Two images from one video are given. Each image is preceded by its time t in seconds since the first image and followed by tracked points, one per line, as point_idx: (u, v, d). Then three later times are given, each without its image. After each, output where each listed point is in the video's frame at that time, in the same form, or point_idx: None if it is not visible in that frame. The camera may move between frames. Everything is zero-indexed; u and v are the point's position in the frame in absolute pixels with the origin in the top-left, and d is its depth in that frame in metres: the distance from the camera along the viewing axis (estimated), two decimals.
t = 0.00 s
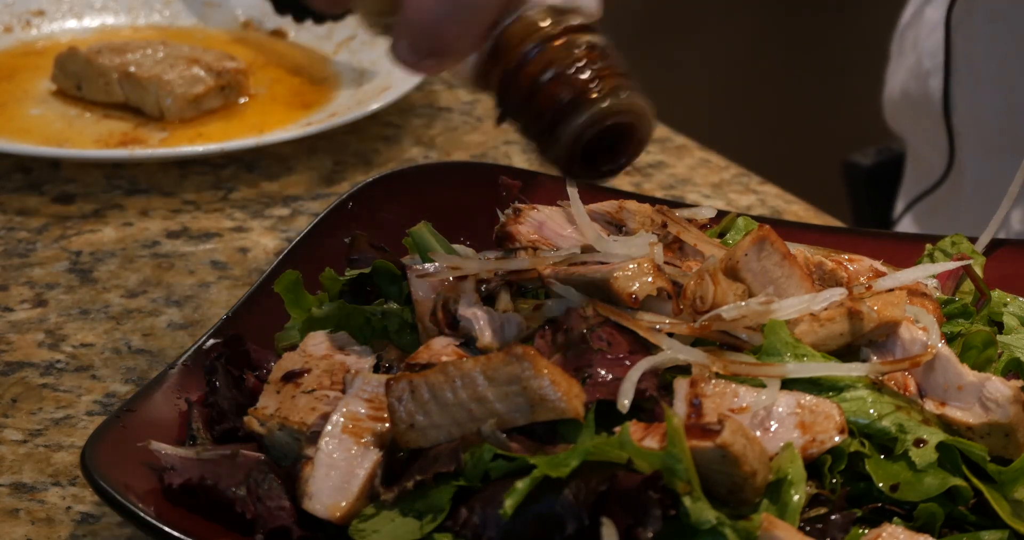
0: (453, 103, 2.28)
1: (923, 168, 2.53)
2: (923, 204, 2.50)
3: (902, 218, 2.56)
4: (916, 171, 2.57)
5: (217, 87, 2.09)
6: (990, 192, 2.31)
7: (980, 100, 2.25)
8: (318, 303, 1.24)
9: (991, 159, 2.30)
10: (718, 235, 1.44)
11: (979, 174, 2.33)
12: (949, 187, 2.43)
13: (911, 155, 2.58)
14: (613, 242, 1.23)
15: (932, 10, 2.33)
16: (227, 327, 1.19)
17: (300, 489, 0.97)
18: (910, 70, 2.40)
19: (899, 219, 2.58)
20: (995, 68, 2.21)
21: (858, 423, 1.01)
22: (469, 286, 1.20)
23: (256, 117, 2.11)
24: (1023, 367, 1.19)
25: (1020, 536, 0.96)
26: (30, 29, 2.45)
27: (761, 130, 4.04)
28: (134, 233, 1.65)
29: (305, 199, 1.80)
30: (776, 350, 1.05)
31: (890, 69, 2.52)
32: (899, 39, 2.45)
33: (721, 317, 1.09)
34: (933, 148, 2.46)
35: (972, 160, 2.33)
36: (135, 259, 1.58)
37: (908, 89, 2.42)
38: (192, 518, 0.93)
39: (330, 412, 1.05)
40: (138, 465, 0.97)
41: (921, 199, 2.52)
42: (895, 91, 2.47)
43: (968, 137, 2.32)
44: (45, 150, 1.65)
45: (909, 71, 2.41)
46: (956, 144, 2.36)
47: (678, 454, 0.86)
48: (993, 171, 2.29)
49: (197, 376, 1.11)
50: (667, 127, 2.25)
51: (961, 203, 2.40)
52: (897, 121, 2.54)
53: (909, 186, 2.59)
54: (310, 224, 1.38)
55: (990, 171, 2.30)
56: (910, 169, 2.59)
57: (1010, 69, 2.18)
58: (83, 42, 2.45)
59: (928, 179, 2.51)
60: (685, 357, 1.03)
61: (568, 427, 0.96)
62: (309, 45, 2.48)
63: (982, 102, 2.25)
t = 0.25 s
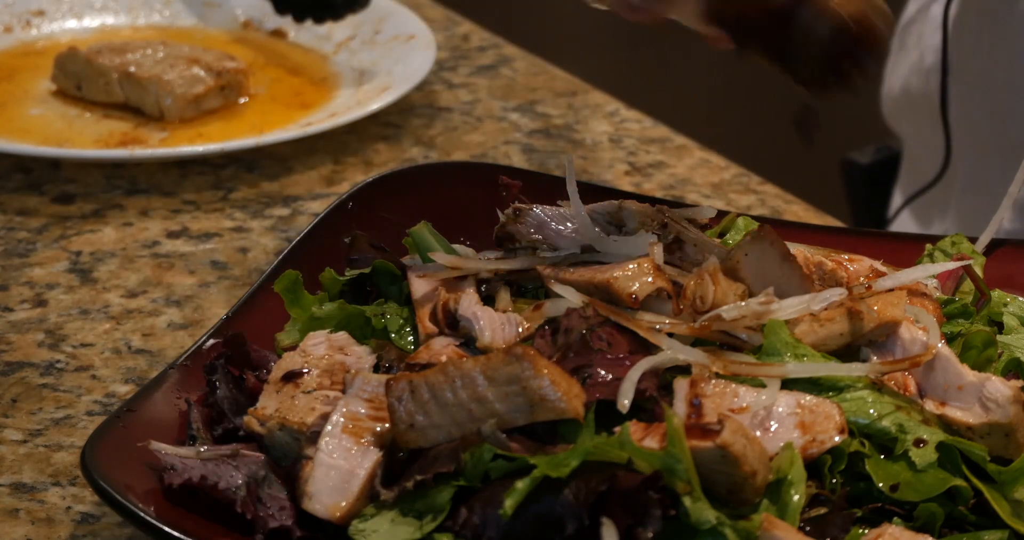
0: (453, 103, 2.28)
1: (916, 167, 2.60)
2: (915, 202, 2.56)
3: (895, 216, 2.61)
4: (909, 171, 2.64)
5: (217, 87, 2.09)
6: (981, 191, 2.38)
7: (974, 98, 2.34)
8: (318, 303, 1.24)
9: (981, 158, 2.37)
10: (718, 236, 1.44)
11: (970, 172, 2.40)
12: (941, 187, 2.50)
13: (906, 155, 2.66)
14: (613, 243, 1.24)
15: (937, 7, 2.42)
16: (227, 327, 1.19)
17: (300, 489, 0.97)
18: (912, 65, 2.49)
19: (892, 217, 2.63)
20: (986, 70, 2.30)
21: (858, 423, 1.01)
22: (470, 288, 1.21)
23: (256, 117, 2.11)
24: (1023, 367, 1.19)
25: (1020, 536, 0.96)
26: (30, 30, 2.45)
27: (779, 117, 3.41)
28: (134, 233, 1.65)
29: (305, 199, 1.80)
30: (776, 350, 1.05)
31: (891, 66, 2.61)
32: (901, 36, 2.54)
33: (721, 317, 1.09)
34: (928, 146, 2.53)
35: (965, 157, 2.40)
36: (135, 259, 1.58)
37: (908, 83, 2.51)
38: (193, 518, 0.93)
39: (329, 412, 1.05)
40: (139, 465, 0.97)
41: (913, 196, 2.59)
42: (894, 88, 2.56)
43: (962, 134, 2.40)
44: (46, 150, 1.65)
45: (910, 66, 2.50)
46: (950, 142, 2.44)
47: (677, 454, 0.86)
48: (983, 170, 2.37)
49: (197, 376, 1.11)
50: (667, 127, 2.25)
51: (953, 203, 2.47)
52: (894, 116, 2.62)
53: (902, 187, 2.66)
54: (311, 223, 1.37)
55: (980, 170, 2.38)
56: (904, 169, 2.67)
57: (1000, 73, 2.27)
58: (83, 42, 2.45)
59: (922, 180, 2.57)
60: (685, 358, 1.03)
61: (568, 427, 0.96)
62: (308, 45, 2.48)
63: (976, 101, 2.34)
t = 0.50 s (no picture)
0: (453, 103, 2.28)
1: (916, 166, 2.71)
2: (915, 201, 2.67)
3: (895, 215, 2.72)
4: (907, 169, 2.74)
5: (217, 87, 2.09)
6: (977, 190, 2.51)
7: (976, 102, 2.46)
8: (318, 303, 1.24)
9: (985, 158, 2.49)
10: (718, 236, 1.44)
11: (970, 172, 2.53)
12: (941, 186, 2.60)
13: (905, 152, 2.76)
14: (613, 243, 1.24)
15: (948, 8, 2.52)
16: (227, 327, 1.19)
17: (300, 490, 0.97)
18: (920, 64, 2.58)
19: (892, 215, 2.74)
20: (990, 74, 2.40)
21: (858, 423, 1.01)
22: (470, 288, 1.21)
23: (256, 117, 2.11)
24: (1023, 367, 1.19)
25: (1019, 536, 0.96)
26: (30, 29, 2.45)
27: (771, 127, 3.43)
28: (134, 233, 1.65)
29: (305, 199, 1.80)
30: (776, 350, 1.05)
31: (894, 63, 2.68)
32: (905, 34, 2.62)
33: (721, 317, 1.09)
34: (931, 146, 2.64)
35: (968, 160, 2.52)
36: (135, 259, 1.58)
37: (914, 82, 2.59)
38: (193, 518, 0.93)
39: (329, 412, 1.05)
40: (139, 465, 0.97)
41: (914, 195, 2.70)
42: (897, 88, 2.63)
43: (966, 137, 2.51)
44: (46, 150, 1.65)
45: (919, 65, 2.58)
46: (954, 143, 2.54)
47: (678, 454, 0.87)
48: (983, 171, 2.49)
49: (196, 376, 1.11)
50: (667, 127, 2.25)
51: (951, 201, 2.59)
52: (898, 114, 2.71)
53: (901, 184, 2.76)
54: (311, 224, 1.37)
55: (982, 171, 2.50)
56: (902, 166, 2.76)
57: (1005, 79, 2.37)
58: (83, 42, 2.45)
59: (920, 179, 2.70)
60: (685, 357, 1.03)
61: (568, 427, 0.96)
62: (308, 45, 2.48)
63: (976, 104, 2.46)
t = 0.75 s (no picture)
0: (453, 103, 2.28)
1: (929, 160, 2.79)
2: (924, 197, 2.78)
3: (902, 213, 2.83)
4: (926, 161, 2.80)
5: (217, 87, 2.09)
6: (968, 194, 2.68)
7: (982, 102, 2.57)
8: (318, 303, 1.24)
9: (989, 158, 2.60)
10: (718, 236, 1.44)
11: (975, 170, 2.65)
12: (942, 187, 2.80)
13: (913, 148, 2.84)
14: (613, 243, 1.24)
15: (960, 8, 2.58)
16: (227, 327, 1.19)
17: (300, 489, 0.97)
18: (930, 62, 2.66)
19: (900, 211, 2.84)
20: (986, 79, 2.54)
21: (858, 423, 1.01)
22: (470, 288, 1.21)
23: (256, 117, 2.11)
24: (1023, 367, 1.19)
25: (1019, 535, 0.97)
26: (30, 29, 2.45)
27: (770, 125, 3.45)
28: (134, 233, 1.65)
29: (305, 199, 1.80)
30: (776, 350, 1.05)
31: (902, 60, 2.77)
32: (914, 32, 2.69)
33: (721, 317, 1.09)
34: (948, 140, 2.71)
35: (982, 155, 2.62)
36: (134, 259, 1.58)
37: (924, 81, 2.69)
38: (192, 518, 0.93)
39: (329, 412, 1.05)
40: (138, 465, 0.97)
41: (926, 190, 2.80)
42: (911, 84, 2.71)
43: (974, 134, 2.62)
44: (47, 150, 1.65)
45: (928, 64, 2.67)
46: (961, 141, 2.66)
47: (678, 454, 0.87)
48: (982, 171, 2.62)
49: (197, 376, 1.11)
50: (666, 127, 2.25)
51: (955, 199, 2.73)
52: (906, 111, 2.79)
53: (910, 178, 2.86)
54: (311, 224, 1.37)
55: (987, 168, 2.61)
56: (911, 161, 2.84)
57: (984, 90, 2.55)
58: (83, 42, 2.45)
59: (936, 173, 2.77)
60: (685, 357, 1.03)
61: (568, 427, 0.96)
62: (308, 45, 2.48)
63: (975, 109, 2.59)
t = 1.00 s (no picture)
0: (453, 102, 2.28)
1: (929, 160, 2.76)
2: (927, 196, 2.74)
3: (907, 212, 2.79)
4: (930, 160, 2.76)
5: (217, 87, 2.09)
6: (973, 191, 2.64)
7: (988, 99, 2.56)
8: (318, 303, 1.24)
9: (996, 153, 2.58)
10: (717, 236, 1.44)
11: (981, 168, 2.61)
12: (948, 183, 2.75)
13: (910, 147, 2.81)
14: (613, 243, 1.24)
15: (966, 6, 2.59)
16: (227, 327, 1.19)
17: (300, 489, 0.97)
18: (937, 60, 2.66)
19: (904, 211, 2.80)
20: (995, 73, 2.53)
21: (858, 423, 1.01)
22: (470, 288, 1.21)
23: (256, 117, 2.11)
24: (1023, 367, 1.19)
25: (1020, 536, 0.96)
26: (30, 29, 2.45)
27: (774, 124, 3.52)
28: (134, 233, 1.65)
29: (305, 199, 1.80)
30: (776, 350, 1.06)
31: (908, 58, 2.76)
32: (920, 30, 2.69)
33: (721, 317, 1.09)
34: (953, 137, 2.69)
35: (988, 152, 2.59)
36: (135, 259, 1.58)
37: (930, 77, 2.67)
38: (192, 518, 0.93)
39: (329, 412, 1.05)
40: (138, 465, 0.96)
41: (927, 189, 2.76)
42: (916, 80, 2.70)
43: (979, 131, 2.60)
44: (47, 150, 1.65)
45: (935, 61, 2.66)
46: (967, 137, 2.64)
47: (678, 454, 0.87)
48: (990, 170, 2.59)
49: (197, 376, 1.11)
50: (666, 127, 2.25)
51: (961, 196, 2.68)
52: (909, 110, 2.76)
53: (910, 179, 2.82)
54: (311, 224, 1.37)
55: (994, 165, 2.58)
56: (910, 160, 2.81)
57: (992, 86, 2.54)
58: (83, 42, 2.45)
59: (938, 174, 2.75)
60: (686, 358, 1.03)
61: (568, 427, 0.96)
62: (308, 45, 2.48)
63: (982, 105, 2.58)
